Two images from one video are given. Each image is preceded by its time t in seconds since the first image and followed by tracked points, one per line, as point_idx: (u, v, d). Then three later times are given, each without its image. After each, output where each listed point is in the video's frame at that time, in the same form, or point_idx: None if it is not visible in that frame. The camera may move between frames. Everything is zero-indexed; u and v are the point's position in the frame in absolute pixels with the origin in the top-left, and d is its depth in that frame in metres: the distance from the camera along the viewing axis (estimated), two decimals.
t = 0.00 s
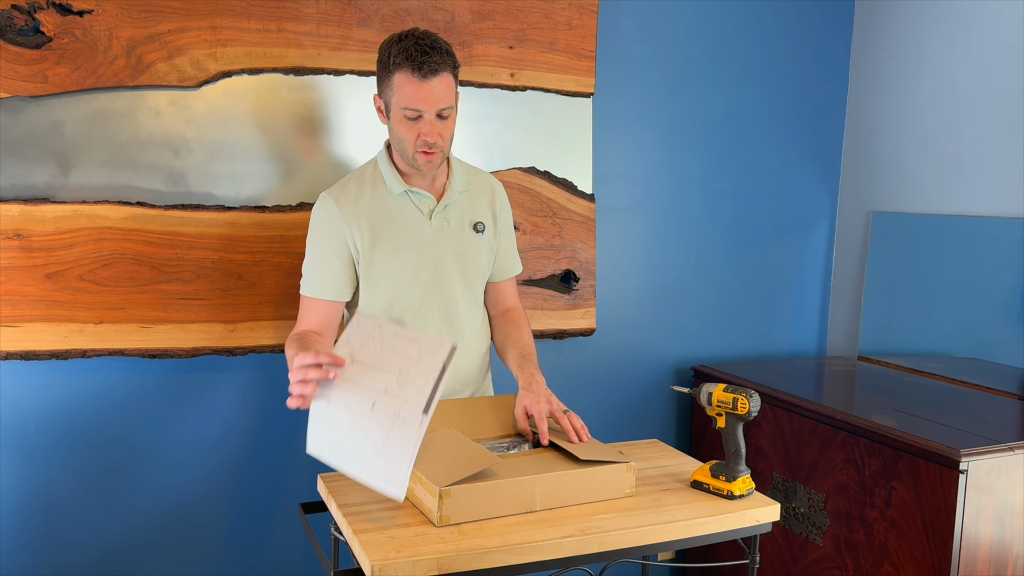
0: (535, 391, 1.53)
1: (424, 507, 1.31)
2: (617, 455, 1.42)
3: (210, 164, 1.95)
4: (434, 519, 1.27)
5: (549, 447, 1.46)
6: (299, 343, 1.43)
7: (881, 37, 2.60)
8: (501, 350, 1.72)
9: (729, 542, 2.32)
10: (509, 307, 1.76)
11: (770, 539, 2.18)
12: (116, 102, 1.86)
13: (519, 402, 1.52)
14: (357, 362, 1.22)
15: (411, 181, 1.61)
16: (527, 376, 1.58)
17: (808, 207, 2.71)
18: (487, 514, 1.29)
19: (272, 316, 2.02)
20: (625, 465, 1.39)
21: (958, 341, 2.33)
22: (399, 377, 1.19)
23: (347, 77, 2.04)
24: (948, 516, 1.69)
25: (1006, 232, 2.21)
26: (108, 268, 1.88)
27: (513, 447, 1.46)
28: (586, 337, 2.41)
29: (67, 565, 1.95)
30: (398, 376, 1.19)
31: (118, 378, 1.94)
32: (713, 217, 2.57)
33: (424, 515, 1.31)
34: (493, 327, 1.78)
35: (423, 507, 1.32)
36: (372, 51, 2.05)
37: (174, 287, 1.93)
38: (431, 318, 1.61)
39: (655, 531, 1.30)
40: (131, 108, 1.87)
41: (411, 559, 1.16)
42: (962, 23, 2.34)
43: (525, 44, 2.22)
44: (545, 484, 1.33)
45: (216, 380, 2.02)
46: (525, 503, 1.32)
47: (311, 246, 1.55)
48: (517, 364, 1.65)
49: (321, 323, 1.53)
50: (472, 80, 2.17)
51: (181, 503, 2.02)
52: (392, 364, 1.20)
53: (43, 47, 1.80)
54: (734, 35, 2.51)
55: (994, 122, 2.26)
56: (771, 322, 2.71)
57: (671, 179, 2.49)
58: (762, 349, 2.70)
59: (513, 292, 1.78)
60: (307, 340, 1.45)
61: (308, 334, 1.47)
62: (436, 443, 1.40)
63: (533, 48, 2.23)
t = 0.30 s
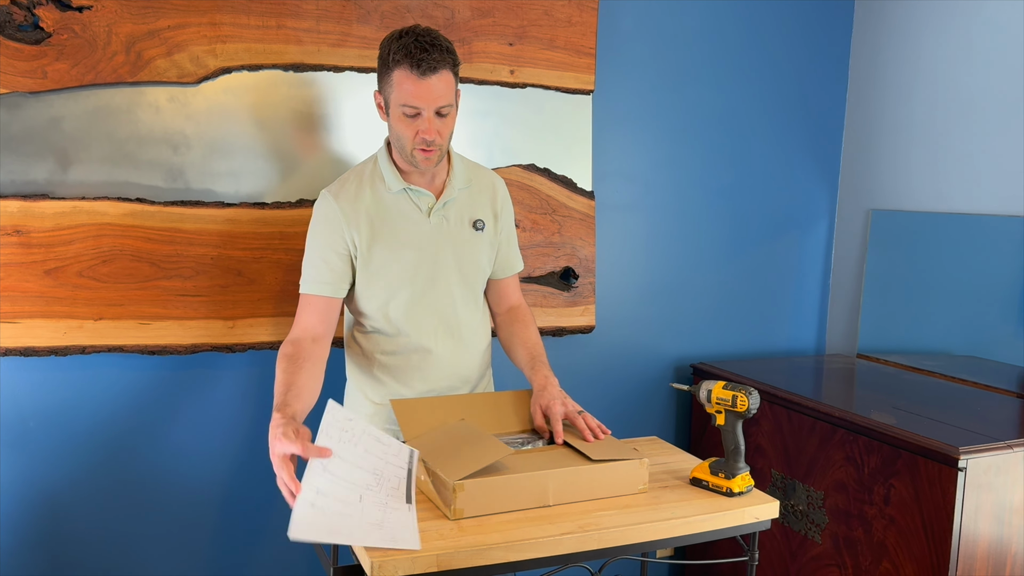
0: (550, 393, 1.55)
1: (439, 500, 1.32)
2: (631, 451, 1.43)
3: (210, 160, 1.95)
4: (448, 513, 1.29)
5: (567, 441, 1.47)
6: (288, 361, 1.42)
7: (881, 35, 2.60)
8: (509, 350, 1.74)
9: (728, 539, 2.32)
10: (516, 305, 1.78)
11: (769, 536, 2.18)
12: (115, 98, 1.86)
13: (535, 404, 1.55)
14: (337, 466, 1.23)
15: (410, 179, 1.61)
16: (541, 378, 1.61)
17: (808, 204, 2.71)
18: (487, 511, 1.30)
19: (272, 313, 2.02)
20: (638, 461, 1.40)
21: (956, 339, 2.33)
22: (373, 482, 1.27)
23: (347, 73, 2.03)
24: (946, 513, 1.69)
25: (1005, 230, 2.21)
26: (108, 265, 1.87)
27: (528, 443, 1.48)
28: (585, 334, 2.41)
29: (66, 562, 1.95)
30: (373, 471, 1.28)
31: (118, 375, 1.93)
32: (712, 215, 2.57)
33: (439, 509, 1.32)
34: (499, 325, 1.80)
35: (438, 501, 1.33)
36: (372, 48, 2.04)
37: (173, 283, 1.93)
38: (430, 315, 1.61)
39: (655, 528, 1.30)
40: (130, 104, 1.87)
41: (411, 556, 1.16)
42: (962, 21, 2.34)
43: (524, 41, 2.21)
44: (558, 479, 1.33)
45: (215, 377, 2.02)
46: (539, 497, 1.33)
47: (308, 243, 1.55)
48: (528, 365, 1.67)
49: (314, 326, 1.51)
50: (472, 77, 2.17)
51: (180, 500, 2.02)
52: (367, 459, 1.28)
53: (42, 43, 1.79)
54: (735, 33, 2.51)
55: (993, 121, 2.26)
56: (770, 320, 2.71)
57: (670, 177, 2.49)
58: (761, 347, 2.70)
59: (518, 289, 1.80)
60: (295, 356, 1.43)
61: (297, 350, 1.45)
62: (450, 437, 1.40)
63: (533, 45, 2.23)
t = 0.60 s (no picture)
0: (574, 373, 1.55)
1: (457, 494, 1.33)
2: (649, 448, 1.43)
3: (211, 158, 1.94)
4: (466, 506, 1.30)
5: (580, 438, 1.49)
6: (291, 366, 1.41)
7: (882, 33, 2.60)
8: (526, 339, 1.75)
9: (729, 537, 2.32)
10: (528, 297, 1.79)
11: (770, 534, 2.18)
12: (117, 95, 1.85)
13: (557, 384, 1.55)
14: (363, 496, 1.33)
15: (410, 177, 1.61)
16: (563, 362, 1.61)
17: (809, 202, 2.71)
18: (491, 508, 1.30)
19: (273, 310, 2.02)
20: (656, 458, 1.40)
21: (957, 337, 2.33)
22: (389, 500, 1.34)
23: (347, 71, 2.03)
24: (948, 511, 1.69)
25: (1007, 229, 2.21)
26: (109, 262, 1.87)
27: (546, 438, 1.49)
28: (587, 332, 2.41)
29: (67, 559, 1.95)
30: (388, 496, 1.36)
31: (119, 372, 1.93)
32: (713, 213, 2.57)
33: (457, 503, 1.34)
34: (511, 318, 1.80)
35: (456, 495, 1.34)
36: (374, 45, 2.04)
37: (175, 280, 1.93)
38: (430, 312, 1.61)
39: (658, 526, 1.30)
40: (131, 101, 1.87)
41: (414, 553, 1.16)
42: (963, 19, 2.34)
43: (526, 38, 2.21)
44: (575, 475, 1.34)
45: (216, 375, 2.02)
46: (555, 493, 1.34)
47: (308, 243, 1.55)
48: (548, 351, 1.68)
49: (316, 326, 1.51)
50: (473, 75, 2.17)
51: (182, 497, 2.02)
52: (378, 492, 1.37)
53: (44, 40, 1.79)
54: (736, 31, 2.51)
55: (995, 119, 2.26)
56: (771, 318, 2.71)
57: (671, 175, 2.49)
58: (762, 345, 2.71)
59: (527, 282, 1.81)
60: (299, 361, 1.42)
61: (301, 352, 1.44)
62: (468, 434, 1.42)
63: (535, 43, 2.23)
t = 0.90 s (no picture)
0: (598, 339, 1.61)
1: (457, 493, 1.33)
2: (650, 445, 1.43)
3: (210, 155, 1.94)
4: (467, 505, 1.30)
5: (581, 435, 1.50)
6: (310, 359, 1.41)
7: (882, 31, 2.59)
8: (534, 327, 1.77)
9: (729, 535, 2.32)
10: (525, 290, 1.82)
11: (770, 533, 2.18)
12: (116, 93, 1.85)
13: (593, 343, 1.60)
14: (375, 493, 1.35)
15: (414, 175, 1.60)
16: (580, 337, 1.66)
17: (809, 200, 2.71)
18: (492, 506, 1.30)
19: (272, 308, 2.01)
20: (657, 457, 1.40)
21: (957, 335, 2.33)
22: (404, 495, 1.35)
23: (347, 68, 2.03)
24: (949, 509, 1.69)
25: (1008, 227, 2.21)
26: (108, 260, 1.87)
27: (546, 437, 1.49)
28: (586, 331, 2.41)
29: (66, 558, 1.94)
30: (400, 490, 1.37)
31: (118, 370, 1.93)
32: (713, 212, 2.57)
33: (457, 501, 1.33)
34: (511, 313, 1.83)
35: (456, 494, 1.34)
36: (373, 43, 2.04)
37: (174, 278, 1.92)
38: (431, 311, 1.60)
39: (658, 525, 1.30)
40: (130, 99, 1.86)
41: (414, 552, 1.16)
42: (964, 17, 2.33)
43: (526, 36, 2.21)
44: (576, 473, 1.34)
45: (215, 373, 2.02)
46: (556, 491, 1.34)
47: (309, 240, 1.53)
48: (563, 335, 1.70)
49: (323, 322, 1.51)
50: (473, 72, 2.17)
51: (181, 496, 2.02)
52: (393, 487, 1.39)
53: (43, 37, 1.79)
54: (737, 28, 2.51)
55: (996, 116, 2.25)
56: (771, 316, 2.71)
57: (672, 173, 2.49)
58: (761, 344, 2.70)
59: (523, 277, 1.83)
60: (317, 354, 1.43)
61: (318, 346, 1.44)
62: (468, 432, 1.42)
63: (535, 41, 2.22)
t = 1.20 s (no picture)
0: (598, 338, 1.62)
1: (453, 491, 1.33)
2: (643, 442, 1.43)
3: (206, 153, 1.93)
4: (463, 503, 1.29)
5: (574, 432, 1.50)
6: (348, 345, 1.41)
7: (879, 28, 2.59)
8: (537, 328, 1.76)
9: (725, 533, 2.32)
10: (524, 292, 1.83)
11: (766, 530, 2.18)
12: (111, 90, 1.84)
13: (602, 342, 1.60)
14: (369, 493, 1.35)
15: (415, 172, 1.60)
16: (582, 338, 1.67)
17: (805, 198, 2.71)
18: (488, 503, 1.30)
19: (268, 306, 2.01)
20: (651, 453, 1.40)
21: (954, 333, 2.33)
22: (399, 494, 1.35)
23: (343, 66, 2.02)
24: (945, 506, 1.69)
25: (1004, 225, 2.21)
26: (103, 258, 1.86)
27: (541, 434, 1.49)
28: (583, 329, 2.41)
29: (62, 557, 1.94)
30: (396, 489, 1.37)
31: (114, 368, 1.93)
32: (710, 210, 2.57)
33: (453, 499, 1.33)
34: (512, 314, 1.82)
35: (451, 492, 1.34)
36: (369, 40, 2.03)
37: (170, 277, 1.92)
38: (431, 309, 1.59)
39: (654, 522, 1.30)
40: (125, 96, 1.86)
41: (410, 549, 1.16)
42: (961, 15, 2.33)
43: (523, 33, 2.20)
44: (571, 471, 1.34)
45: (211, 371, 2.01)
46: (552, 488, 1.34)
47: (311, 236, 1.50)
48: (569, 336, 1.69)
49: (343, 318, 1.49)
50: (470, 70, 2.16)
51: (177, 494, 2.02)
52: (388, 486, 1.38)
53: (37, 35, 1.78)
54: (733, 26, 2.50)
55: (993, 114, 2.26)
56: (768, 314, 2.71)
57: (668, 170, 2.49)
58: (758, 342, 2.70)
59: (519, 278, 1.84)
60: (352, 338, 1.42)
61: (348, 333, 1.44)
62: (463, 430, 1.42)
63: (531, 38, 2.22)
